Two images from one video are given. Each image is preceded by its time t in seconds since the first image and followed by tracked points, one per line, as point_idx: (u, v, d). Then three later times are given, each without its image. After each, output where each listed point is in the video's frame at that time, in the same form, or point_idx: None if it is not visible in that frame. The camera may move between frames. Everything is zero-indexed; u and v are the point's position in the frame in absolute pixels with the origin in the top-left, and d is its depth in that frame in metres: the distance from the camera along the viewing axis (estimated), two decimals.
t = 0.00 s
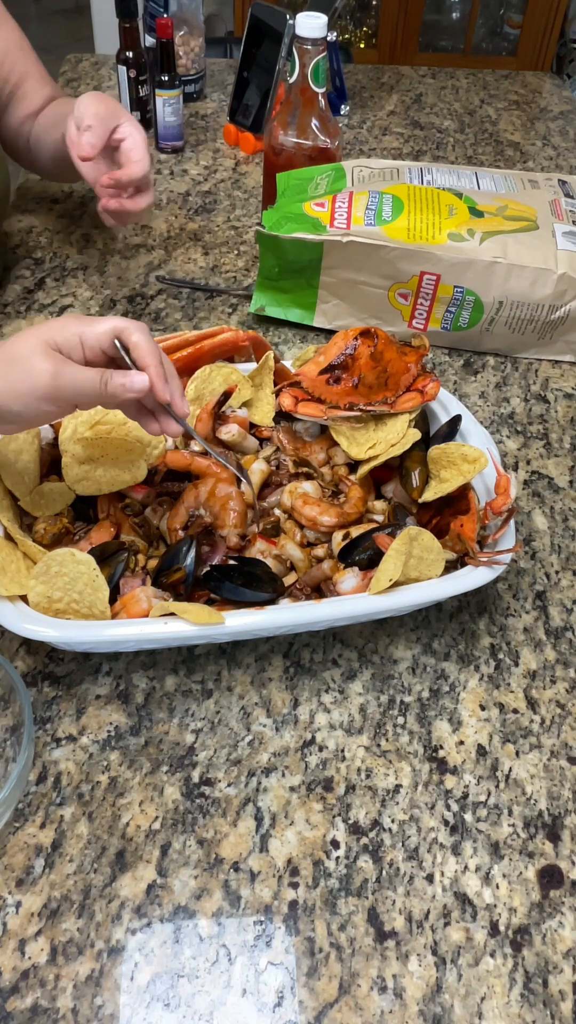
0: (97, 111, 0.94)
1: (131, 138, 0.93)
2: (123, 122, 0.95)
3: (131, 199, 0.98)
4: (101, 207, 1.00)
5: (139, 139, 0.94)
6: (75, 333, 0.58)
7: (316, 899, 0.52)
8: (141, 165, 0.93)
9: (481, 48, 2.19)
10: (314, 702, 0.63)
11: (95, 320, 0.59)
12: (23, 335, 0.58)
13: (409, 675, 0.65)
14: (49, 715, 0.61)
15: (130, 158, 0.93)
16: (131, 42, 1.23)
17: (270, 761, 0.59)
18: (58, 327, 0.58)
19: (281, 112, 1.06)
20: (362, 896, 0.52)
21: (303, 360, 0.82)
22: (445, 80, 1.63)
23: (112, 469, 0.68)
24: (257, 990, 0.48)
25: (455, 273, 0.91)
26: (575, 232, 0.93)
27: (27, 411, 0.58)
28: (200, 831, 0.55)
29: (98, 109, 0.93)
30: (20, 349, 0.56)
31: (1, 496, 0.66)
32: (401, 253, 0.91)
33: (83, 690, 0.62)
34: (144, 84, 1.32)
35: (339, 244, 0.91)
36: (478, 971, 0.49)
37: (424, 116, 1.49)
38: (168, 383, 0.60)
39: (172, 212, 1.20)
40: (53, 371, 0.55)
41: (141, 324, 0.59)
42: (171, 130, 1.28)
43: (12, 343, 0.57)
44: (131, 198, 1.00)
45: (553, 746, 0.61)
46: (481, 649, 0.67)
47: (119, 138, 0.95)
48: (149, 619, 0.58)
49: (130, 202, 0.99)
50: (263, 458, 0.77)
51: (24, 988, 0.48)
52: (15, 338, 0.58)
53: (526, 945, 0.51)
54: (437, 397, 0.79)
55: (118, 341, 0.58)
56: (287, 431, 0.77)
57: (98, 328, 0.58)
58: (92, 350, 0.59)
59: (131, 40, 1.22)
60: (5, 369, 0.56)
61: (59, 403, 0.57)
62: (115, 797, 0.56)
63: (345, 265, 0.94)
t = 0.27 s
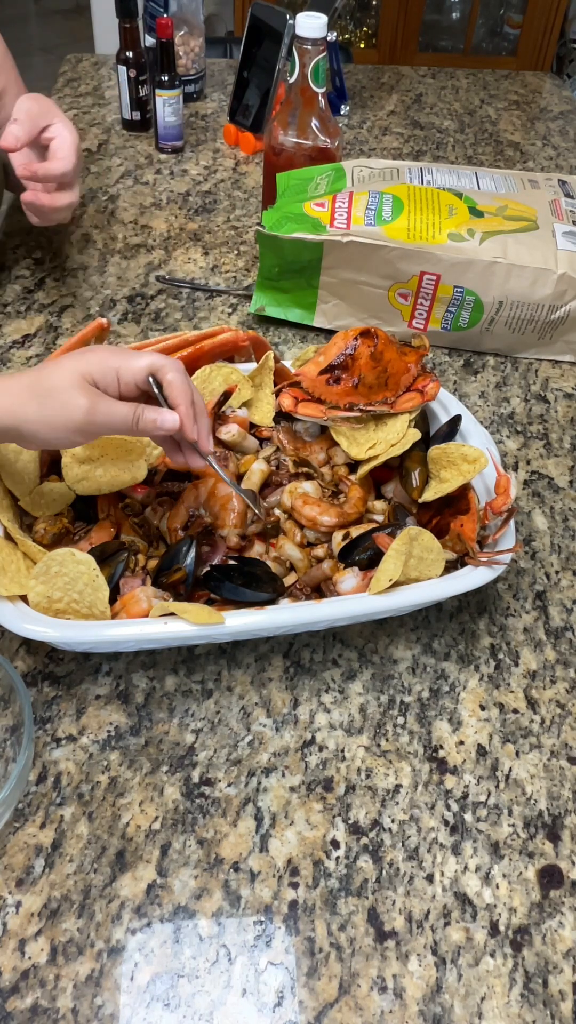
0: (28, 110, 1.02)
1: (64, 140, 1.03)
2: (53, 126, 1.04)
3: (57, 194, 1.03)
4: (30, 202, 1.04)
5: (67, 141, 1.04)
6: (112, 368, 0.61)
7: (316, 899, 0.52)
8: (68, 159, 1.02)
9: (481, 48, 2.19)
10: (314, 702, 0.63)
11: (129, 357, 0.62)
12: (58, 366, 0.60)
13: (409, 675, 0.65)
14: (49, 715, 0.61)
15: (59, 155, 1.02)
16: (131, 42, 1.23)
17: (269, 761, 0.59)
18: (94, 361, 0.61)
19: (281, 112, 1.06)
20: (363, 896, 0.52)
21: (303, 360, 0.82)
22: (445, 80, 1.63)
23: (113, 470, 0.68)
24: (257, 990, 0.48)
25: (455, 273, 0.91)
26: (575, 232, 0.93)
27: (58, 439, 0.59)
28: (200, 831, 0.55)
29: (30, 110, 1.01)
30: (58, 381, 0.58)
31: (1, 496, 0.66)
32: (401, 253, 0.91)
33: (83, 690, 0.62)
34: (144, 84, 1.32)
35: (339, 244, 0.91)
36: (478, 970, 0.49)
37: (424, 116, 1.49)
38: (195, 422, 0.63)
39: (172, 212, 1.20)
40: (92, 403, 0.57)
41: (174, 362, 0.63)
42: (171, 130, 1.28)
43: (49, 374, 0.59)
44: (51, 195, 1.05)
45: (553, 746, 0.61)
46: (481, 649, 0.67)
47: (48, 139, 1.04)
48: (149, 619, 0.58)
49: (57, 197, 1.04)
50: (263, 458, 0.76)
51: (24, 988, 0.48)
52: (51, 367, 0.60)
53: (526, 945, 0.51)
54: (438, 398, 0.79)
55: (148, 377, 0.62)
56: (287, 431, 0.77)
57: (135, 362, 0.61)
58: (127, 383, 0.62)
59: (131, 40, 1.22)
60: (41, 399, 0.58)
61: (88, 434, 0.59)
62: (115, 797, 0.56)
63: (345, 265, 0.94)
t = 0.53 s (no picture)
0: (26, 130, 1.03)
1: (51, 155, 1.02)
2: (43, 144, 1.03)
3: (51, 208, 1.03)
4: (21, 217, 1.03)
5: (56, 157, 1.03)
6: (130, 393, 0.59)
7: (316, 899, 0.52)
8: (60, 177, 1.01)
9: (481, 48, 2.19)
10: (314, 702, 0.63)
11: (147, 381, 0.60)
12: (78, 384, 0.59)
13: (409, 675, 0.65)
14: (49, 715, 0.61)
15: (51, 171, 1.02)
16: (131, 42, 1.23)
17: (269, 761, 0.59)
18: (113, 383, 0.59)
19: (281, 112, 1.06)
20: (362, 896, 0.52)
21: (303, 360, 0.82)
22: (445, 80, 1.63)
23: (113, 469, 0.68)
24: (257, 990, 0.48)
25: (455, 273, 0.91)
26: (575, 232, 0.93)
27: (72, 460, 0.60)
28: (200, 831, 0.55)
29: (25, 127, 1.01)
30: (76, 403, 0.58)
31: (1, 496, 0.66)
32: (401, 253, 0.91)
33: (83, 690, 0.62)
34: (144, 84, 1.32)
35: (339, 244, 0.91)
36: (478, 970, 0.49)
37: (424, 116, 1.49)
38: (208, 449, 0.62)
39: (172, 212, 1.20)
40: (108, 429, 0.57)
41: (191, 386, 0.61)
42: (171, 130, 1.28)
43: (69, 393, 0.58)
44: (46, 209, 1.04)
45: (553, 746, 0.61)
46: (481, 649, 0.67)
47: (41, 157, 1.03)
48: (149, 619, 0.58)
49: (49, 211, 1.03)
50: (263, 458, 0.76)
51: (24, 988, 0.48)
52: (71, 384, 0.59)
53: (526, 945, 0.51)
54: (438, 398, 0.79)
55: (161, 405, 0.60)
56: (286, 431, 0.77)
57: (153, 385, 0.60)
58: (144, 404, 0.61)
59: (131, 40, 1.22)
60: (58, 420, 0.58)
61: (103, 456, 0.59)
62: (115, 797, 0.56)
63: (345, 265, 0.94)
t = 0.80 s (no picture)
0: (36, 125, 1.05)
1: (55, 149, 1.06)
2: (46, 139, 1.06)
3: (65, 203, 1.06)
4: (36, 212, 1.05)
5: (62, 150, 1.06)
6: (94, 305, 0.61)
7: (316, 899, 0.52)
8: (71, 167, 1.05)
9: (481, 48, 2.19)
10: (313, 702, 0.63)
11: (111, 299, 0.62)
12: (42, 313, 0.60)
13: (409, 675, 0.65)
14: (49, 715, 0.61)
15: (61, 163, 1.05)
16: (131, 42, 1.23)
17: (270, 761, 0.59)
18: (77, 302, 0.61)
19: (281, 112, 1.06)
20: (362, 896, 0.52)
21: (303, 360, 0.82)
22: (445, 80, 1.63)
23: (113, 470, 0.68)
24: (257, 990, 0.48)
25: (455, 273, 0.91)
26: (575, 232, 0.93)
27: (49, 381, 0.59)
28: (200, 831, 0.55)
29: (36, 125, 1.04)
30: (44, 323, 0.59)
31: (1, 496, 0.66)
32: (401, 253, 0.91)
33: (83, 690, 0.62)
34: (144, 84, 1.32)
35: (339, 244, 0.91)
36: (478, 970, 0.49)
37: (424, 116, 1.49)
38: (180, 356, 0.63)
39: (172, 212, 1.20)
40: (79, 338, 0.57)
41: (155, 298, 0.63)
42: (171, 130, 1.28)
43: (35, 320, 0.60)
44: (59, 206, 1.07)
45: (553, 746, 0.61)
46: (481, 649, 0.67)
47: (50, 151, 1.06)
48: (149, 619, 0.58)
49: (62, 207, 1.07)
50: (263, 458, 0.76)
51: (24, 988, 0.48)
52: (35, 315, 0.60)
53: (526, 945, 0.51)
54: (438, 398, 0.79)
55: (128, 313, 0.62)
56: (286, 431, 0.77)
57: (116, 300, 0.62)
58: (112, 320, 0.62)
59: (131, 40, 1.22)
60: (27, 341, 0.58)
61: (79, 373, 0.59)
62: (115, 797, 0.56)
63: (345, 265, 0.94)
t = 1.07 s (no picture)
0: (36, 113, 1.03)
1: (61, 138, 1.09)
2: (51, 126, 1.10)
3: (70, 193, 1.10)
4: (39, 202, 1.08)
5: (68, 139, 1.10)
6: None
7: (316, 899, 0.52)
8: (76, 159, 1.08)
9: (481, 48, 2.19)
10: (313, 702, 0.63)
11: None
12: None
13: (409, 675, 0.65)
14: (49, 715, 0.61)
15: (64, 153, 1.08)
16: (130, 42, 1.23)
17: (270, 761, 0.59)
18: None
19: (281, 112, 1.06)
20: (362, 896, 0.52)
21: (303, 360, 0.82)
22: (445, 80, 1.63)
23: (113, 469, 0.69)
24: (257, 990, 0.48)
25: (455, 273, 0.91)
26: None
27: None
28: (200, 831, 0.55)
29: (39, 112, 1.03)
30: None
31: (1, 496, 0.66)
32: (401, 253, 0.91)
33: (83, 690, 0.62)
34: (143, 83, 1.32)
35: (339, 244, 0.91)
36: (478, 970, 0.49)
37: (424, 116, 1.49)
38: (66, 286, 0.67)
39: (172, 212, 1.20)
40: None
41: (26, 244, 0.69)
42: (171, 130, 1.28)
43: None
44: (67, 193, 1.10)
45: (553, 746, 0.61)
46: (481, 649, 0.67)
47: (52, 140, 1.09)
48: (149, 619, 0.58)
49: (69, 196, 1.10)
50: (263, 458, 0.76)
51: (24, 988, 0.48)
52: None
53: (526, 945, 0.51)
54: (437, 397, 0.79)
55: (25, 259, 0.67)
56: (286, 431, 0.77)
57: None
58: None
59: (131, 40, 1.22)
60: None
61: None
62: (115, 797, 0.56)
63: (345, 265, 0.94)
